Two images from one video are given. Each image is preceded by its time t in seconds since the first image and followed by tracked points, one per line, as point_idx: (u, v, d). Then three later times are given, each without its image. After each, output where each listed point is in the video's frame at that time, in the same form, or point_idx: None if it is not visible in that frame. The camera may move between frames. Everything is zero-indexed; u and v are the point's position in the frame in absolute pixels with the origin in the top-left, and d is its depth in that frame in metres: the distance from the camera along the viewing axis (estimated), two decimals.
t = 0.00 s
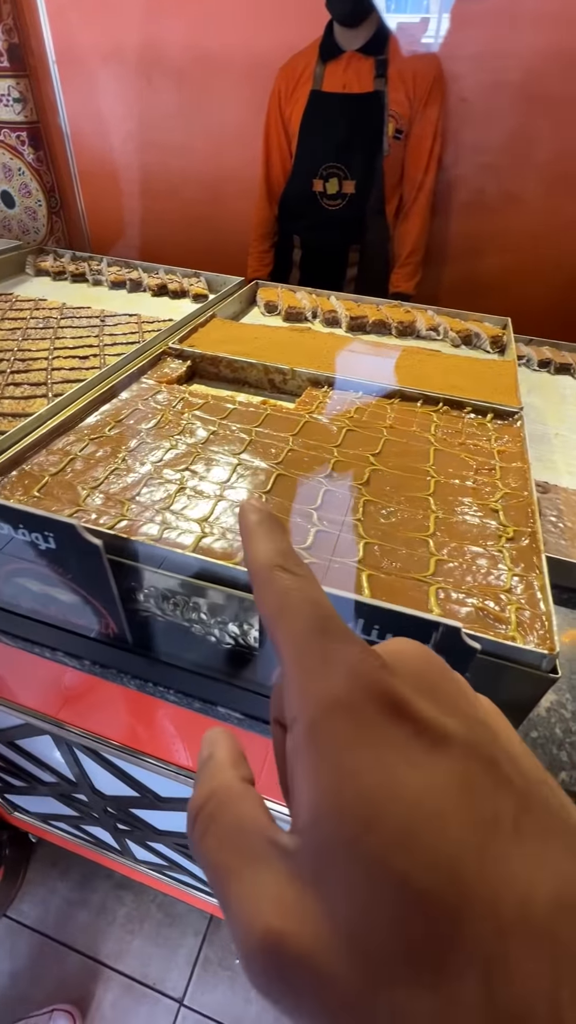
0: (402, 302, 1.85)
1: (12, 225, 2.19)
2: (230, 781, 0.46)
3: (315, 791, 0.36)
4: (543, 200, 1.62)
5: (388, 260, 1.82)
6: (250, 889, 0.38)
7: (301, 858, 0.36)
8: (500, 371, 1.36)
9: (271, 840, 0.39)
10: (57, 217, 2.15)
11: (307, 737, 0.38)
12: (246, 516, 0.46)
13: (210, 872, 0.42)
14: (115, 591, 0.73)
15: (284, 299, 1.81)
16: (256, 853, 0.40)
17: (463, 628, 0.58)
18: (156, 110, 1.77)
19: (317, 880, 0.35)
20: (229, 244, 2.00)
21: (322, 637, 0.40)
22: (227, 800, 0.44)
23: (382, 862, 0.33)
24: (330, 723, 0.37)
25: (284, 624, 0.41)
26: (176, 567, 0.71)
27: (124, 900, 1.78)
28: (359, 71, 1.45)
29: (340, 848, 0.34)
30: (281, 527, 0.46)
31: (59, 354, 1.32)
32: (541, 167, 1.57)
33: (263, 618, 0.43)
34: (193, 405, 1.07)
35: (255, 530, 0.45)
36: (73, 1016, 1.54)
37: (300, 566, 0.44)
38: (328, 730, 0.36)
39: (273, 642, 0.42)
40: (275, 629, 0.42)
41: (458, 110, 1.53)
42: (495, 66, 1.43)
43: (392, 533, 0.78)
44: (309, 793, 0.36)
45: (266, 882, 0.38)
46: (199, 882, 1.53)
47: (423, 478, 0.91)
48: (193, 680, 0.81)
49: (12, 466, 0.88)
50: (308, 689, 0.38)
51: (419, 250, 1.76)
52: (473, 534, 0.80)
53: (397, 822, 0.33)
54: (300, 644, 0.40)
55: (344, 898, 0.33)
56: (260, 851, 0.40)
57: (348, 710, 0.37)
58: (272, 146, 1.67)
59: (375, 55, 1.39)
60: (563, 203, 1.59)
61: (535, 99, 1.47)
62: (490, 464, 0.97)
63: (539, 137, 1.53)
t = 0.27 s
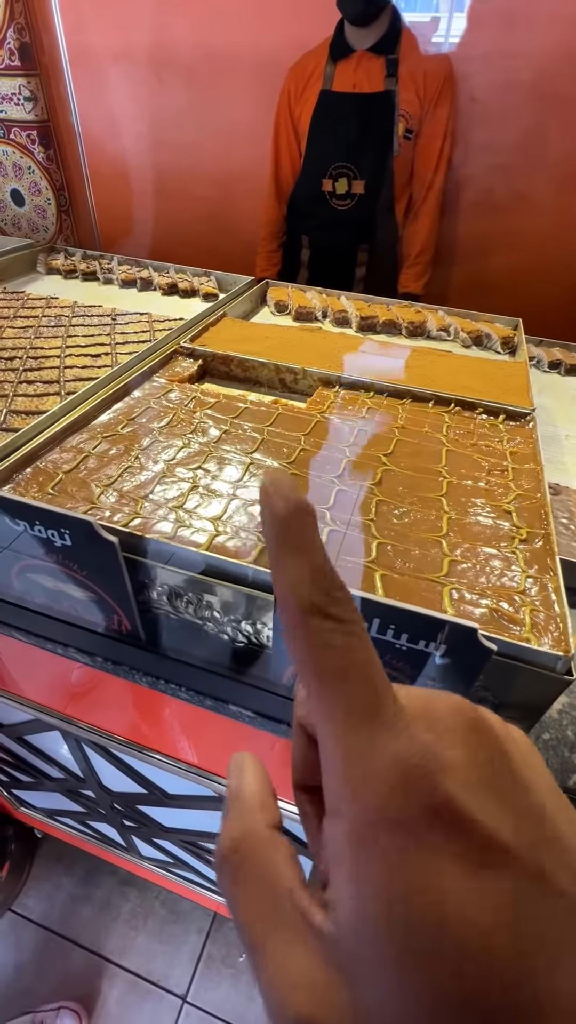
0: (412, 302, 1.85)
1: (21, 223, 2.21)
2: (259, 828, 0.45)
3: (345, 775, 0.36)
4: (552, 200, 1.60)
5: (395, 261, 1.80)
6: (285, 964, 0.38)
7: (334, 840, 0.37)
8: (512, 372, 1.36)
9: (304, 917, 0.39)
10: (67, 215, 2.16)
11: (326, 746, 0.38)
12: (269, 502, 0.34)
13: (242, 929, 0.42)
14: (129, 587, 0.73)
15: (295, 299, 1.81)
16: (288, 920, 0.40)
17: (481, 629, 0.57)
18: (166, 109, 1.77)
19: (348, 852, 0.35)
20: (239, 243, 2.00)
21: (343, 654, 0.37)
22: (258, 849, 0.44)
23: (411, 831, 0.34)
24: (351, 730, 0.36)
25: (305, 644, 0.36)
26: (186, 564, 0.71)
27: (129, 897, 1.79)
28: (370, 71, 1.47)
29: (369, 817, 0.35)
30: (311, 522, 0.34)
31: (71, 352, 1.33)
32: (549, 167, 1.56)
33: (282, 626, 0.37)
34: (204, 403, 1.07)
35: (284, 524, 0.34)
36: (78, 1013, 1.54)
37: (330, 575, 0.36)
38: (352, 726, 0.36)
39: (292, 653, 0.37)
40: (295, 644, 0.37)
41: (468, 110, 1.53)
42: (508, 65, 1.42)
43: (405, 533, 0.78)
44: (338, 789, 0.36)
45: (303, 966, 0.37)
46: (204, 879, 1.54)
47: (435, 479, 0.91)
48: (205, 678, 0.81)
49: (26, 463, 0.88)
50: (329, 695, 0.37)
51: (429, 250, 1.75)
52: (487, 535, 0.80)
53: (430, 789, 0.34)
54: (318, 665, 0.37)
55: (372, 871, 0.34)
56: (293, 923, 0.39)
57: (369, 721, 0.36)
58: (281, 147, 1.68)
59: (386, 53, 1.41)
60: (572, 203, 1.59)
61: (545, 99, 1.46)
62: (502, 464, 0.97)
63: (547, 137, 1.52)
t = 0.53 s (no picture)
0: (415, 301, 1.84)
1: (25, 223, 2.21)
2: (254, 806, 0.50)
3: (329, 742, 0.41)
4: (555, 200, 1.61)
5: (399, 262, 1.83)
6: (280, 930, 0.42)
7: (323, 806, 0.42)
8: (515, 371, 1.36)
9: (295, 884, 0.43)
10: (70, 215, 2.16)
11: (316, 720, 0.42)
12: (258, 506, 0.41)
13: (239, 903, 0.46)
14: (133, 587, 0.74)
15: (298, 299, 1.81)
16: (281, 887, 0.44)
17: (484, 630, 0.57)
18: (169, 108, 1.77)
19: (340, 823, 0.39)
20: (242, 242, 2.00)
21: (331, 636, 0.40)
22: (252, 825, 0.49)
23: (396, 803, 0.38)
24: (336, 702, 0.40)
25: (294, 630, 0.40)
26: (190, 564, 0.71)
27: (131, 895, 1.79)
28: (373, 69, 1.45)
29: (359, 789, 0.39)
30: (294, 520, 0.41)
31: (74, 351, 1.33)
32: (553, 166, 1.56)
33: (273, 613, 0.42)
34: (208, 403, 1.07)
35: (270, 523, 0.40)
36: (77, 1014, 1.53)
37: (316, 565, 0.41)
38: (335, 696, 0.40)
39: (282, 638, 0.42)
40: (285, 629, 0.41)
41: (472, 108, 1.52)
42: (512, 65, 1.42)
43: (408, 533, 0.78)
44: (324, 755, 0.41)
45: (293, 928, 0.41)
46: (206, 878, 1.54)
47: (439, 479, 0.91)
48: (209, 678, 0.81)
49: (30, 463, 0.88)
50: (316, 671, 0.41)
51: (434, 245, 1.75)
52: (490, 536, 0.80)
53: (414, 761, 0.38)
54: (309, 646, 0.40)
55: (360, 839, 0.38)
56: (284, 890, 0.43)
57: (352, 695, 0.40)
58: (284, 147, 1.66)
59: (389, 51, 1.41)
60: None
61: (548, 98, 1.46)
62: (506, 465, 0.97)
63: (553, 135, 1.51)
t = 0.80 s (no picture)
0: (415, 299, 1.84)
1: (23, 220, 2.20)
2: (247, 811, 0.50)
3: (323, 743, 0.40)
4: (555, 198, 1.60)
5: (399, 260, 1.81)
6: (273, 938, 0.41)
7: (317, 810, 0.41)
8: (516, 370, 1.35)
9: (289, 892, 0.42)
10: (68, 214, 2.16)
11: (309, 721, 0.42)
12: (253, 507, 0.43)
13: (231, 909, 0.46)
14: (133, 588, 0.73)
15: (298, 297, 1.80)
16: (274, 895, 0.43)
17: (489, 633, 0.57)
18: (168, 105, 1.76)
19: (336, 828, 0.39)
20: (241, 241, 1.99)
21: (323, 633, 0.41)
22: (246, 831, 0.48)
23: (394, 807, 0.37)
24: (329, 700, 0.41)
25: (288, 628, 0.41)
26: (187, 565, 0.70)
27: (131, 895, 1.79)
28: (372, 64, 1.46)
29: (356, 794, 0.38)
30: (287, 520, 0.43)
31: (73, 350, 1.33)
32: (554, 164, 1.55)
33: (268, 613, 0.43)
34: (207, 402, 1.06)
35: (262, 521, 0.42)
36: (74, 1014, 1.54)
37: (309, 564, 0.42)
38: (327, 695, 0.41)
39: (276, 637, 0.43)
40: (278, 626, 0.42)
41: (472, 105, 1.51)
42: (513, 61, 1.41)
43: (410, 533, 0.78)
44: (317, 756, 0.41)
45: (286, 936, 0.41)
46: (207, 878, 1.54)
47: (440, 479, 0.91)
48: (209, 678, 0.82)
49: (29, 463, 0.88)
50: (309, 669, 0.41)
51: (432, 248, 1.74)
52: (492, 536, 0.79)
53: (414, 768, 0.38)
54: (301, 643, 0.41)
55: (356, 844, 0.38)
56: (278, 897, 0.43)
57: (345, 693, 0.40)
58: (283, 142, 1.65)
59: (389, 47, 1.42)
60: None
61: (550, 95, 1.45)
62: (508, 464, 0.96)
63: (555, 132, 1.50)
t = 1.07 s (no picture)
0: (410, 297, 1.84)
1: (17, 217, 2.19)
2: (246, 807, 0.49)
3: (323, 739, 0.40)
4: (551, 194, 1.60)
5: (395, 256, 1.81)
6: (270, 932, 0.41)
7: (317, 807, 0.41)
8: (510, 367, 1.35)
9: (287, 885, 0.42)
10: (63, 210, 2.13)
11: (310, 716, 0.42)
12: (254, 502, 0.42)
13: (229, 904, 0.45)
14: (124, 589, 0.73)
15: (292, 293, 1.79)
16: (273, 890, 0.43)
17: (477, 633, 0.57)
18: (161, 100, 1.75)
19: (335, 826, 0.39)
20: (235, 238, 1.99)
21: (324, 628, 0.40)
22: (245, 826, 0.48)
23: (396, 804, 0.37)
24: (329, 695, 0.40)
25: (289, 623, 0.41)
26: (180, 565, 0.70)
27: (128, 893, 1.79)
28: (367, 57, 1.45)
29: (355, 791, 0.38)
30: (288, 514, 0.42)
31: (65, 349, 1.32)
32: (551, 160, 1.55)
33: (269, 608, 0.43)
34: (200, 400, 1.06)
35: (263, 516, 0.42)
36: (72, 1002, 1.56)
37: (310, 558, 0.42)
38: (327, 690, 0.40)
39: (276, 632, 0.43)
40: (279, 621, 0.41)
41: (468, 100, 1.51)
42: (508, 56, 1.40)
43: (401, 532, 0.78)
44: (317, 751, 0.41)
45: (285, 931, 0.40)
46: (203, 875, 1.54)
47: (433, 477, 0.91)
48: (200, 679, 0.82)
49: (19, 463, 0.87)
50: (309, 664, 0.41)
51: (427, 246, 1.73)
52: (484, 535, 0.79)
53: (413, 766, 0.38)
54: (302, 638, 0.41)
55: (356, 840, 0.38)
56: (276, 892, 0.42)
57: (345, 688, 0.40)
58: (278, 139, 1.66)
59: (384, 41, 1.41)
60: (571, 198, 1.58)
61: (548, 89, 1.44)
62: (500, 462, 0.96)
63: (550, 127, 1.50)
